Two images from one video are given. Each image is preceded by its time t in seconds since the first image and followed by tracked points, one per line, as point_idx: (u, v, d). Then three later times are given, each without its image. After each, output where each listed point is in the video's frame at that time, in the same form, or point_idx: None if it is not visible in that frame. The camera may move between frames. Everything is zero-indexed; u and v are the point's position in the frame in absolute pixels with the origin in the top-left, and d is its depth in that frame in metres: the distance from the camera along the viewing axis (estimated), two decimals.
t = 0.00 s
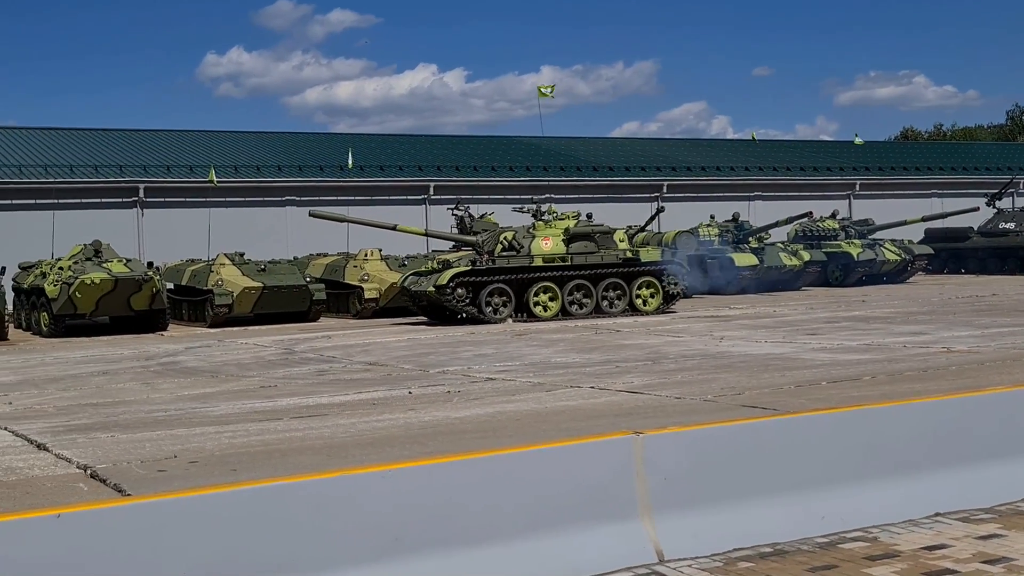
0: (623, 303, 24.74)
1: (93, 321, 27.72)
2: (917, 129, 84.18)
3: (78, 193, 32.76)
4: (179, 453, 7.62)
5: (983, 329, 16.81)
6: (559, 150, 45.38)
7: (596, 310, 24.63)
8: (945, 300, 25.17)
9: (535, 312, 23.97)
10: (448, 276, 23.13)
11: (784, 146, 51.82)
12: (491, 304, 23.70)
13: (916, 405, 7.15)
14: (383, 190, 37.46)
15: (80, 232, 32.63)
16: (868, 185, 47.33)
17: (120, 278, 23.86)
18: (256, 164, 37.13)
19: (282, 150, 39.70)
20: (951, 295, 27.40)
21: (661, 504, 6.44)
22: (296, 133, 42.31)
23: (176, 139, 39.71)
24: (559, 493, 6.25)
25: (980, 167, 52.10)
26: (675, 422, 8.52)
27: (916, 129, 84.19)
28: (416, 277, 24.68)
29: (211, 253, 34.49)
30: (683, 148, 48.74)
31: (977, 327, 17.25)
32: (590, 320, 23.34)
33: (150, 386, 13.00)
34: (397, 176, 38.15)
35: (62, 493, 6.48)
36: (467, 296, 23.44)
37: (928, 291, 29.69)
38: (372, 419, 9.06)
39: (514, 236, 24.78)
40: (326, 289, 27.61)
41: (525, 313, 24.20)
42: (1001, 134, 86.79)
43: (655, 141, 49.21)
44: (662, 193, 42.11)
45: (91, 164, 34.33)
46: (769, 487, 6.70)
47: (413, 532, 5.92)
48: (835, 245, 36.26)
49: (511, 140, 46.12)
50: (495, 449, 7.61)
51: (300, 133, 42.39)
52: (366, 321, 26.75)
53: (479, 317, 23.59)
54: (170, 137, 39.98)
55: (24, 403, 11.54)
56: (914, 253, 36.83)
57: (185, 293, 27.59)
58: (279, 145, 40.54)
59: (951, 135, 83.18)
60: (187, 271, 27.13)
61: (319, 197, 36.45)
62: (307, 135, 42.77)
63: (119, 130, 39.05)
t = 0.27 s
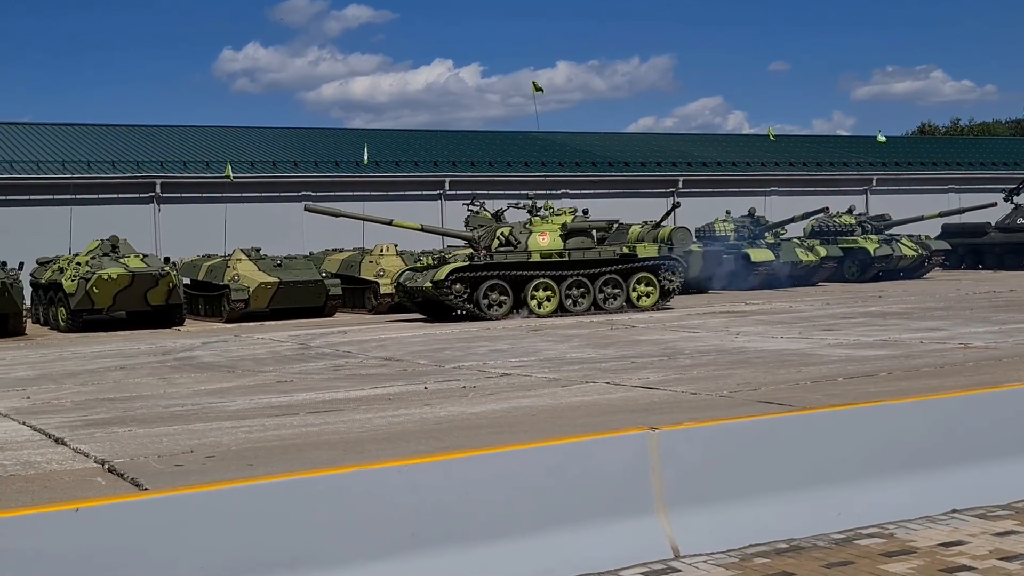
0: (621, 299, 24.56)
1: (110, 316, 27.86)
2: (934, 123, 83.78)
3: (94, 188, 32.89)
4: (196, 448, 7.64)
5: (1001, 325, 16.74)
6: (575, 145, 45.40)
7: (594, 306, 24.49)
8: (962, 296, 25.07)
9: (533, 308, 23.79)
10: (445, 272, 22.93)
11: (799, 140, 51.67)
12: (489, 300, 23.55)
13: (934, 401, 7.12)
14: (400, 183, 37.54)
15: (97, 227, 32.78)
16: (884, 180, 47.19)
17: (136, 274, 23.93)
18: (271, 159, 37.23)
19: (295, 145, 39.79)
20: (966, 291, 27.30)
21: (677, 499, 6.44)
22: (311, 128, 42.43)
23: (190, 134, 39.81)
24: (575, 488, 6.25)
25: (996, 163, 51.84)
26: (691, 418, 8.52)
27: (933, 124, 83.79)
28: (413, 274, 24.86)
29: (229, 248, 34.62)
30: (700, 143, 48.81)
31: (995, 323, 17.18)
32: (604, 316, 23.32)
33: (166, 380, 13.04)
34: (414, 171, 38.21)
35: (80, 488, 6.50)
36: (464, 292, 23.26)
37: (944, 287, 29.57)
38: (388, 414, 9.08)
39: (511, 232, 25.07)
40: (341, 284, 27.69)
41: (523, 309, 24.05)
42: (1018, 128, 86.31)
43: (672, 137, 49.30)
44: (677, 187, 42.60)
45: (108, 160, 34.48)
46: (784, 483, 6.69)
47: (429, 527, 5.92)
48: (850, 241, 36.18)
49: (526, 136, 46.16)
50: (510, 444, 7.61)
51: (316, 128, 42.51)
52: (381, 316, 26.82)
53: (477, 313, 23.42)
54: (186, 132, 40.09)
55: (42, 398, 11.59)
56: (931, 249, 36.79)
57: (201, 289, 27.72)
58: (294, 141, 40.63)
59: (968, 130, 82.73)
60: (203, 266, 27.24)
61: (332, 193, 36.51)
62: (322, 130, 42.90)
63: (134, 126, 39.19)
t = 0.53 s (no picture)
0: (617, 297, 24.61)
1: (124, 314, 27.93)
2: (949, 120, 83.45)
3: (108, 186, 32.98)
4: (211, 444, 7.65)
5: (1018, 323, 16.67)
6: (588, 142, 45.39)
7: (590, 304, 24.49)
8: (977, 293, 25.01)
9: (530, 305, 23.81)
10: (443, 270, 22.88)
11: (810, 137, 51.56)
12: (486, 297, 23.54)
13: (948, 398, 7.10)
14: (416, 180, 37.55)
15: (110, 224, 32.87)
16: (898, 178, 47.09)
17: (151, 271, 23.94)
18: (285, 157, 37.34)
19: (307, 142, 39.85)
20: (981, 288, 27.22)
21: (689, 497, 6.42)
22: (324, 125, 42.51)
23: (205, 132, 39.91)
24: (588, 485, 6.24)
25: (1010, 160, 51.66)
26: (704, 415, 8.52)
27: (948, 120, 83.46)
28: (407, 272, 24.59)
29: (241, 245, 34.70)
30: (716, 140, 48.87)
31: (1012, 320, 17.12)
32: (617, 313, 23.31)
33: (180, 377, 13.07)
34: (429, 169, 38.23)
35: (94, 484, 6.52)
36: (462, 290, 23.20)
37: (959, 285, 29.49)
38: (402, 411, 9.08)
39: (507, 228, 24.76)
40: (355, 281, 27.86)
41: (520, 307, 24.03)
42: None
43: (686, 134, 49.30)
44: (691, 185, 42.35)
45: (122, 158, 34.59)
46: (797, 480, 6.68)
47: (441, 524, 5.92)
48: (864, 237, 36.18)
49: (539, 132, 46.19)
50: (522, 441, 7.62)
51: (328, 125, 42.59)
52: (393, 314, 26.86)
53: (474, 310, 23.41)
54: (203, 130, 40.22)
55: (57, 394, 11.64)
56: (946, 246, 36.80)
57: (215, 286, 27.81)
58: (308, 138, 40.69)
59: (984, 126, 82.33)
60: (217, 263, 27.29)
61: (344, 190, 36.42)
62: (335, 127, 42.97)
63: (146, 123, 39.27)
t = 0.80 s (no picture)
0: (612, 296, 24.55)
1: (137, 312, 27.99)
2: (961, 118, 83.41)
3: (120, 184, 33.10)
4: (222, 442, 7.67)
5: None
6: (598, 140, 45.41)
7: (585, 303, 24.42)
8: (988, 291, 24.95)
9: (525, 305, 23.72)
10: (440, 268, 22.69)
11: (819, 134, 51.49)
12: (481, 297, 23.41)
13: (959, 397, 7.10)
14: (429, 177, 37.70)
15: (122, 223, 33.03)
16: (910, 175, 47.14)
17: (162, 269, 23.97)
18: (297, 155, 37.41)
19: (317, 140, 39.98)
20: (993, 286, 27.16)
21: (700, 495, 6.41)
22: (335, 123, 42.62)
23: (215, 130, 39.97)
24: (599, 484, 6.24)
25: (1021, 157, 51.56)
26: (715, 413, 8.51)
27: (960, 119, 83.42)
28: (400, 272, 24.40)
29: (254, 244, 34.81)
30: (726, 138, 48.89)
31: None
32: (627, 311, 23.32)
33: (192, 375, 13.10)
34: (441, 166, 38.31)
35: (106, 482, 6.52)
36: (457, 289, 23.04)
37: (970, 282, 29.45)
38: (413, 409, 9.10)
39: (502, 228, 24.62)
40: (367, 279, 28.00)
41: (515, 306, 23.92)
42: None
43: (696, 131, 49.35)
44: (703, 182, 42.68)
45: (133, 155, 34.69)
46: (808, 479, 6.67)
47: (452, 521, 5.92)
48: (876, 236, 36.17)
49: (551, 130, 46.27)
50: (534, 438, 7.62)
51: (339, 123, 42.69)
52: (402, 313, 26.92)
53: (470, 309, 23.25)
54: (215, 128, 40.30)
55: (70, 392, 11.66)
56: (958, 243, 36.81)
57: (227, 284, 27.91)
58: (319, 136, 40.75)
59: (997, 124, 82.21)
60: (229, 260, 27.34)
61: (356, 188, 36.59)
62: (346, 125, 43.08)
63: (155, 121, 39.35)
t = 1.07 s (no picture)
0: (606, 295, 24.48)
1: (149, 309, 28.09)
2: (974, 116, 83.27)
3: (132, 183, 33.25)
4: (234, 441, 7.69)
5: None
6: (609, 138, 45.46)
7: (579, 303, 24.30)
8: (1001, 290, 24.90)
9: (520, 304, 23.52)
10: (434, 267, 22.48)
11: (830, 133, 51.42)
12: (475, 296, 23.23)
13: (971, 395, 7.09)
14: (441, 175, 37.84)
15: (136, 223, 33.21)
16: (922, 174, 47.09)
17: (175, 267, 24.02)
18: (310, 154, 37.44)
19: (329, 138, 40.08)
20: (1005, 284, 27.08)
21: (712, 494, 6.40)
22: (346, 122, 42.70)
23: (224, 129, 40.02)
24: (611, 484, 6.23)
25: None
26: (727, 412, 8.51)
27: (973, 117, 83.28)
28: (394, 270, 24.15)
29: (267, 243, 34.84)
30: (737, 136, 48.91)
31: None
32: (638, 310, 23.32)
33: (205, 374, 13.14)
34: (452, 165, 38.38)
35: (118, 480, 6.54)
36: (452, 288, 22.79)
37: (982, 281, 29.39)
38: (426, 407, 9.11)
39: (496, 227, 24.63)
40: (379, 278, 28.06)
41: (509, 306, 23.72)
42: None
43: (707, 129, 49.35)
44: (714, 180, 42.81)
45: (146, 154, 34.78)
46: (820, 477, 6.66)
47: (463, 520, 5.91)
48: (889, 234, 36.10)
49: (562, 128, 46.31)
50: (545, 438, 7.62)
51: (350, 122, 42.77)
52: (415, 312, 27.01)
53: (464, 309, 23.02)
54: (231, 127, 40.42)
55: (83, 391, 11.70)
56: (971, 242, 36.78)
57: (239, 282, 27.95)
58: (331, 134, 40.83)
59: (1010, 122, 82.00)
60: (241, 259, 27.39)
61: (368, 185, 36.75)
62: (359, 125, 43.19)
63: (164, 121, 39.41)
